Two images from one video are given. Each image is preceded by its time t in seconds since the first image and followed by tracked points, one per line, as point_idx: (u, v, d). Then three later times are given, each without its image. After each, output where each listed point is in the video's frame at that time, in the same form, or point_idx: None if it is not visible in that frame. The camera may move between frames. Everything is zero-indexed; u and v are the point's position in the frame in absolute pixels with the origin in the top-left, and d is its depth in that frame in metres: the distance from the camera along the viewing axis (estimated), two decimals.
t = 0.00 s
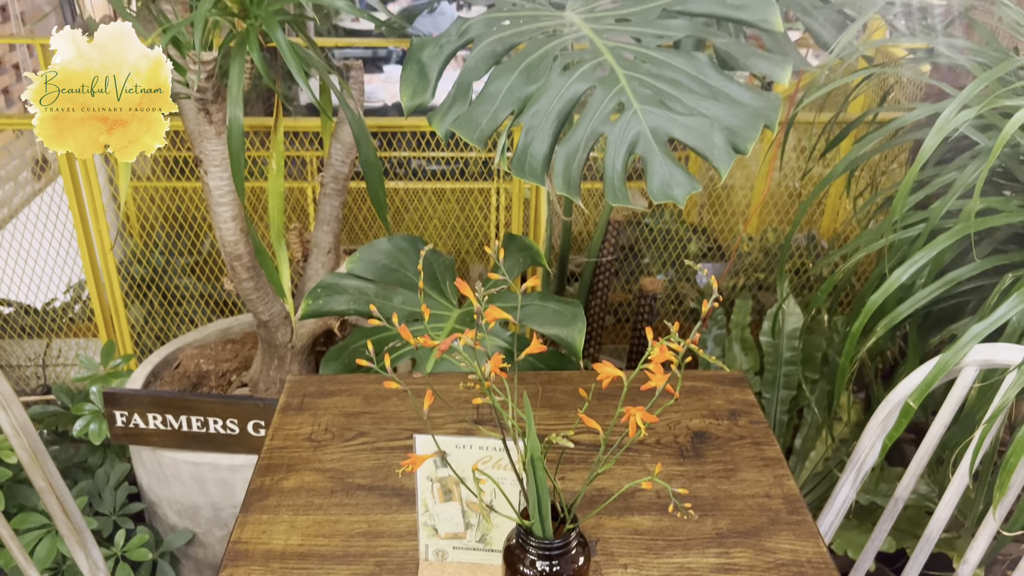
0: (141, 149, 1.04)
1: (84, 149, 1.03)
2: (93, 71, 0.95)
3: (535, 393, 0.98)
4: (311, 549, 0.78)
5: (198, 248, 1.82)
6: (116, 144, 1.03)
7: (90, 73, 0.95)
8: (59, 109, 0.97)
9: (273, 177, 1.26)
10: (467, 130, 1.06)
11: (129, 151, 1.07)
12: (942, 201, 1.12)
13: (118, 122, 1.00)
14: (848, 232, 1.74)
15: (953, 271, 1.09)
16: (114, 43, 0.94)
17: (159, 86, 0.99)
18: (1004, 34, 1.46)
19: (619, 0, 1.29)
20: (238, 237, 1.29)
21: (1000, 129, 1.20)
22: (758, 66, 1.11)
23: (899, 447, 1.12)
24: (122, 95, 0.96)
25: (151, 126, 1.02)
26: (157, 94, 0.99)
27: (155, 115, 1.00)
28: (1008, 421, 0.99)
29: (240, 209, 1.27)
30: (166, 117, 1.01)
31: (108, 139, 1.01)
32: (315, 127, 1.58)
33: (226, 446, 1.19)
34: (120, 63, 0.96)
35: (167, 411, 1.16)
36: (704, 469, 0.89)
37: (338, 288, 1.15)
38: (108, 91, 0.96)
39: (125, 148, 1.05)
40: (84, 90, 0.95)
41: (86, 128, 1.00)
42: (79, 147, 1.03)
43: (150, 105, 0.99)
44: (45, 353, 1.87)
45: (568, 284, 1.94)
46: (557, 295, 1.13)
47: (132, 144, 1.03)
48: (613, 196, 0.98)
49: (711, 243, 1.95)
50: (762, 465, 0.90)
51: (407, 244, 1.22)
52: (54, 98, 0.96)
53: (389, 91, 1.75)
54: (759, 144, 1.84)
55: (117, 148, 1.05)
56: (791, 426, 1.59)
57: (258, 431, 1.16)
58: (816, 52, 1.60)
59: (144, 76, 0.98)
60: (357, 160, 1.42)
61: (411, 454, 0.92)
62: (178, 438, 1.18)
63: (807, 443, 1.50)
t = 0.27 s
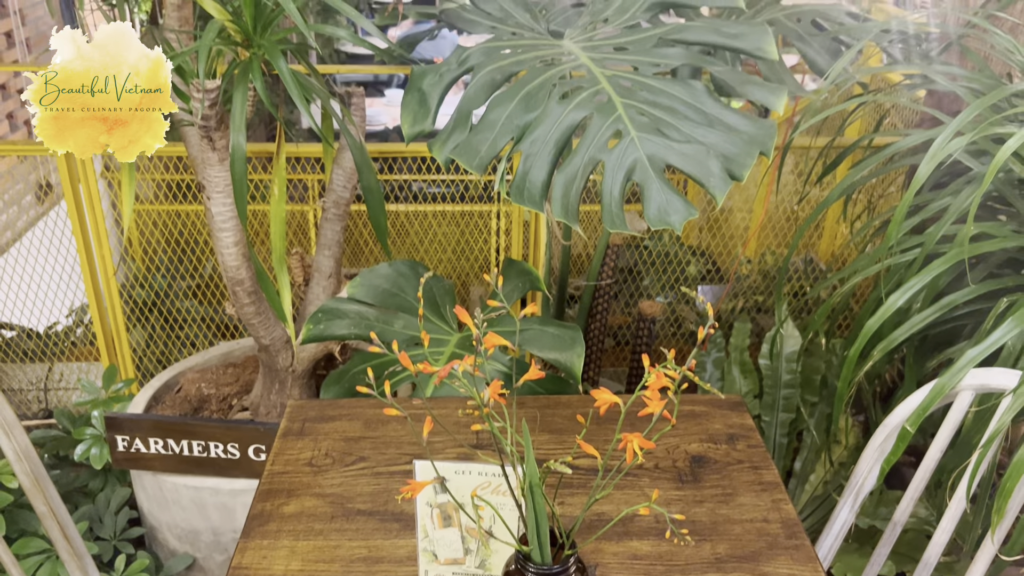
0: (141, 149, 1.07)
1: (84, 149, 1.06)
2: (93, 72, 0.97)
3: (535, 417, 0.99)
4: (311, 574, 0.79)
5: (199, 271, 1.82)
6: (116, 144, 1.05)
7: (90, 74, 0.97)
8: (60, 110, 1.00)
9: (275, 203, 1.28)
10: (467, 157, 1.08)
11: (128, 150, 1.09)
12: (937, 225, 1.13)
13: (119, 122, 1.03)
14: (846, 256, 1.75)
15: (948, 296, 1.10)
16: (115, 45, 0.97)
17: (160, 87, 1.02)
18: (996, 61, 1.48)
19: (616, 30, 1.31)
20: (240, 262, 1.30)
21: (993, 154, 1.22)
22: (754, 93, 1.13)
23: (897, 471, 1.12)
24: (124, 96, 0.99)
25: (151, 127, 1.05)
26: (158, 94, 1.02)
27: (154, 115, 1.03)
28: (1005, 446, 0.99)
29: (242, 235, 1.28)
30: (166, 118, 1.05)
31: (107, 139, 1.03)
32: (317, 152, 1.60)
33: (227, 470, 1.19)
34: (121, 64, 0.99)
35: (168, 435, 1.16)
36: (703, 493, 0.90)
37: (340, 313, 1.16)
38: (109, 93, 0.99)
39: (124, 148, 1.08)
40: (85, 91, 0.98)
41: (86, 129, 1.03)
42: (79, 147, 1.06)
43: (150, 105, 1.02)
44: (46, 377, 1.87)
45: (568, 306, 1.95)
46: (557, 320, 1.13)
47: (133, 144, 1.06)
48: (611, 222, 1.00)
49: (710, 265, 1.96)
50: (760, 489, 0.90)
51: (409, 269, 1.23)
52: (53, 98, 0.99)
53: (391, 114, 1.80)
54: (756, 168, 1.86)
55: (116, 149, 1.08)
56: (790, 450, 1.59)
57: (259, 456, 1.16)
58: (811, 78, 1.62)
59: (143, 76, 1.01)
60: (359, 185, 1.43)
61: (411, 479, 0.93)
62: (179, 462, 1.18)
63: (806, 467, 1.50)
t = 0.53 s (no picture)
0: (141, 149, 1.09)
1: (84, 149, 1.08)
2: (93, 72, 1.00)
3: (534, 441, 0.99)
4: None
5: (201, 293, 1.84)
6: (116, 144, 1.08)
7: (89, 73, 1.00)
8: (59, 109, 1.02)
9: (277, 226, 1.29)
10: (467, 183, 1.10)
11: (129, 151, 1.12)
12: (932, 249, 1.14)
13: (119, 122, 1.05)
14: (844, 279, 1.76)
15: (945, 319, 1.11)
16: (116, 47, 1.00)
17: (159, 86, 1.04)
18: (988, 87, 1.50)
19: (613, 58, 1.33)
20: (242, 285, 1.32)
21: (986, 180, 1.23)
22: (750, 120, 1.14)
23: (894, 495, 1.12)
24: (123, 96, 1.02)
25: (151, 127, 1.08)
26: (157, 94, 1.04)
27: (155, 115, 1.06)
28: (1001, 469, 1.00)
29: (244, 259, 1.30)
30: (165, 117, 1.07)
31: (107, 139, 1.06)
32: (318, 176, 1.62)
33: (228, 492, 1.19)
34: (121, 67, 1.01)
35: (169, 458, 1.16)
36: (701, 516, 0.90)
37: (340, 337, 1.17)
38: (110, 94, 1.02)
39: (126, 148, 1.10)
40: (86, 91, 1.00)
41: (86, 128, 1.05)
42: (79, 147, 1.08)
43: (150, 105, 1.04)
44: (49, 400, 1.88)
45: (568, 328, 1.96)
46: (555, 343, 1.14)
47: (132, 143, 1.08)
48: (609, 246, 1.01)
49: (710, 287, 1.97)
50: (759, 512, 0.90)
51: (409, 292, 1.24)
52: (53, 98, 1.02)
53: (391, 138, 1.77)
54: (754, 190, 1.87)
55: (118, 149, 1.11)
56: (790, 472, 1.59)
57: (259, 479, 1.17)
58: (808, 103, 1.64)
59: (144, 76, 1.03)
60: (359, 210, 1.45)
61: (411, 502, 0.93)
62: (180, 484, 1.19)
63: (806, 489, 1.51)
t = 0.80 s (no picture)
0: (141, 148, 1.16)
1: (85, 149, 1.16)
2: (94, 72, 1.08)
3: (534, 463, 1.00)
4: None
5: (203, 316, 1.84)
6: (117, 143, 1.15)
7: (90, 73, 1.09)
8: (60, 109, 1.10)
9: (280, 250, 1.30)
10: (467, 209, 1.11)
11: (129, 151, 1.19)
12: (928, 273, 1.15)
13: (119, 122, 1.13)
14: (843, 301, 1.77)
15: (943, 343, 1.11)
16: (117, 48, 1.08)
17: (160, 86, 1.12)
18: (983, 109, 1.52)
19: (612, 85, 1.36)
20: (243, 308, 1.32)
21: (980, 204, 1.25)
22: (748, 146, 1.16)
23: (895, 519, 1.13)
24: (123, 95, 1.10)
25: (150, 127, 1.15)
26: (157, 93, 1.12)
27: (154, 114, 1.13)
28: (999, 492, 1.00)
29: (246, 283, 1.31)
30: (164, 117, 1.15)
31: (108, 137, 1.13)
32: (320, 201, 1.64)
33: (229, 516, 1.19)
34: (122, 66, 1.09)
35: (171, 482, 1.17)
36: (701, 540, 0.90)
37: (341, 361, 1.19)
38: (110, 93, 1.10)
39: (126, 149, 1.17)
40: (86, 90, 1.09)
41: (87, 128, 1.13)
42: (79, 147, 1.16)
43: (150, 105, 1.12)
44: (49, 424, 1.89)
45: (568, 351, 1.96)
46: (555, 366, 1.15)
47: (132, 143, 1.15)
48: (608, 271, 1.02)
49: (710, 309, 1.98)
50: (758, 536, 0.91)
51: (409, 315, 1.25)
52: (55, 99, 1.10)
53: (393, 161, 1.75)
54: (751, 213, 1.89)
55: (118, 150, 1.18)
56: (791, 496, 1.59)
57: (260, 503, 1.17)
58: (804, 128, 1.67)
59: (144, 77, 1.11)
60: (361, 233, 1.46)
61: (411, 526, 0.93)
62: (181, 508, 1.19)
63: (807, 513, 1.50)
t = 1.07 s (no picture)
0: (141, 148, 1.19)
1: (86, 148, 1.19)
2: (94, 72, 1.11)
3: (533, 487, 1.00)
4: None
5: (204, 338, 1.85)
6: (117, 143, 1.17)
7: (90, 74, 1.11)
8: (61, 109, 1.13)
9: (281, 274, 1.32)
10: (466, 234, 1.13)
11: (129, 151, 1.21)
12: (923, 297, 1.16)
13: (118, 122, 1.16)
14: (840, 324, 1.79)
15: (939, 367, 1.12)
16: (116, 49, 1.10)
17: (159, 86, 1.14)
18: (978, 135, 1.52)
19: (609, 112, 1.38)
20: (244, 332, 1.33)
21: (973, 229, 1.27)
22: (744, 172, 1.17)
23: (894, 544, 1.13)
24: (122, 95, 1.12)
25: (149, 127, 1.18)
26: (157, 93, 1.14)
27: (154, 114, 1.16)
28: (997, 516, 1.00)
29: (247, 307, 1.32)
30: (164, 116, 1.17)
31: (108, 137, 1.16)
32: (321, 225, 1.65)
33: (229, 541, 1.19)
34: (121, 66, 1.12)
35: (170, 506, 1.17)
36: (700, 564, 0.90)
37: (341, 385, 1.20)
38: (110, 93, 1.12)
39: (125, 149, 1.20)
40: (86, 90, 1.11)
41: (87, 128, 1.16)
42: (79, 146, 1.19)
43: (150, 105, 1.15)
44: (49, 449, 1.89)
45: (567, 373, 1.97)
46: (553, 390, 1.16)
47: (132, 143, 1.18)
48: (606, 296, 1.03)
49: (709, 332, 1.99)
50: (756, 560, 0.91)
51: (408, 340, 1.26)
52: (55, 99, 1.12)
53: (393, 184, 1.77)
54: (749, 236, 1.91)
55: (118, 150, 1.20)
56: (791, 520, 1.59)
57: (260, 527, 1.17)
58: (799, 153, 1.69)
59: (143, 77, 1.14)
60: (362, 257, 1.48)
61: (411, 550, 0.94)
62: (181, 533, 1.19)
63: (807, 537, 1.50)
